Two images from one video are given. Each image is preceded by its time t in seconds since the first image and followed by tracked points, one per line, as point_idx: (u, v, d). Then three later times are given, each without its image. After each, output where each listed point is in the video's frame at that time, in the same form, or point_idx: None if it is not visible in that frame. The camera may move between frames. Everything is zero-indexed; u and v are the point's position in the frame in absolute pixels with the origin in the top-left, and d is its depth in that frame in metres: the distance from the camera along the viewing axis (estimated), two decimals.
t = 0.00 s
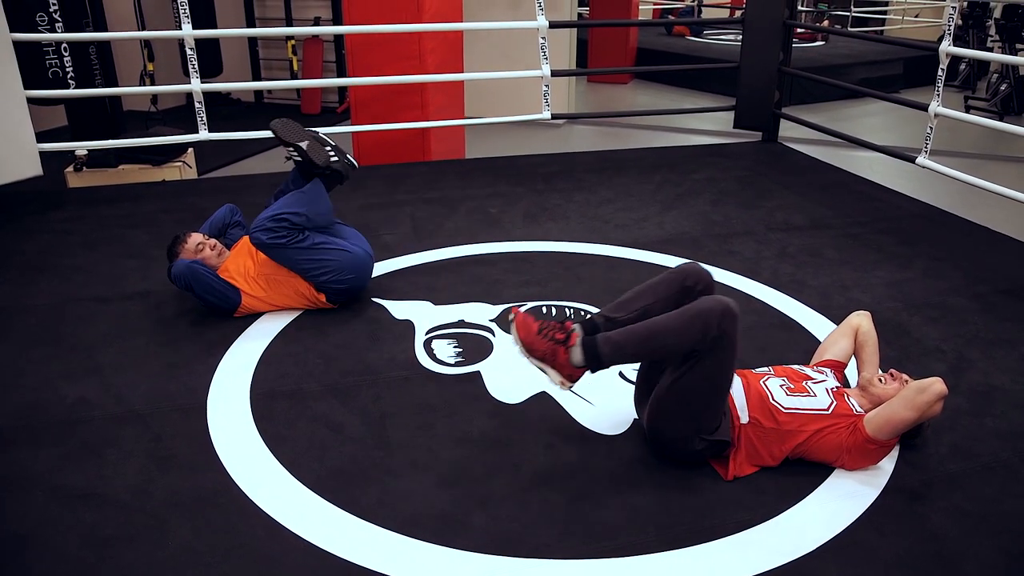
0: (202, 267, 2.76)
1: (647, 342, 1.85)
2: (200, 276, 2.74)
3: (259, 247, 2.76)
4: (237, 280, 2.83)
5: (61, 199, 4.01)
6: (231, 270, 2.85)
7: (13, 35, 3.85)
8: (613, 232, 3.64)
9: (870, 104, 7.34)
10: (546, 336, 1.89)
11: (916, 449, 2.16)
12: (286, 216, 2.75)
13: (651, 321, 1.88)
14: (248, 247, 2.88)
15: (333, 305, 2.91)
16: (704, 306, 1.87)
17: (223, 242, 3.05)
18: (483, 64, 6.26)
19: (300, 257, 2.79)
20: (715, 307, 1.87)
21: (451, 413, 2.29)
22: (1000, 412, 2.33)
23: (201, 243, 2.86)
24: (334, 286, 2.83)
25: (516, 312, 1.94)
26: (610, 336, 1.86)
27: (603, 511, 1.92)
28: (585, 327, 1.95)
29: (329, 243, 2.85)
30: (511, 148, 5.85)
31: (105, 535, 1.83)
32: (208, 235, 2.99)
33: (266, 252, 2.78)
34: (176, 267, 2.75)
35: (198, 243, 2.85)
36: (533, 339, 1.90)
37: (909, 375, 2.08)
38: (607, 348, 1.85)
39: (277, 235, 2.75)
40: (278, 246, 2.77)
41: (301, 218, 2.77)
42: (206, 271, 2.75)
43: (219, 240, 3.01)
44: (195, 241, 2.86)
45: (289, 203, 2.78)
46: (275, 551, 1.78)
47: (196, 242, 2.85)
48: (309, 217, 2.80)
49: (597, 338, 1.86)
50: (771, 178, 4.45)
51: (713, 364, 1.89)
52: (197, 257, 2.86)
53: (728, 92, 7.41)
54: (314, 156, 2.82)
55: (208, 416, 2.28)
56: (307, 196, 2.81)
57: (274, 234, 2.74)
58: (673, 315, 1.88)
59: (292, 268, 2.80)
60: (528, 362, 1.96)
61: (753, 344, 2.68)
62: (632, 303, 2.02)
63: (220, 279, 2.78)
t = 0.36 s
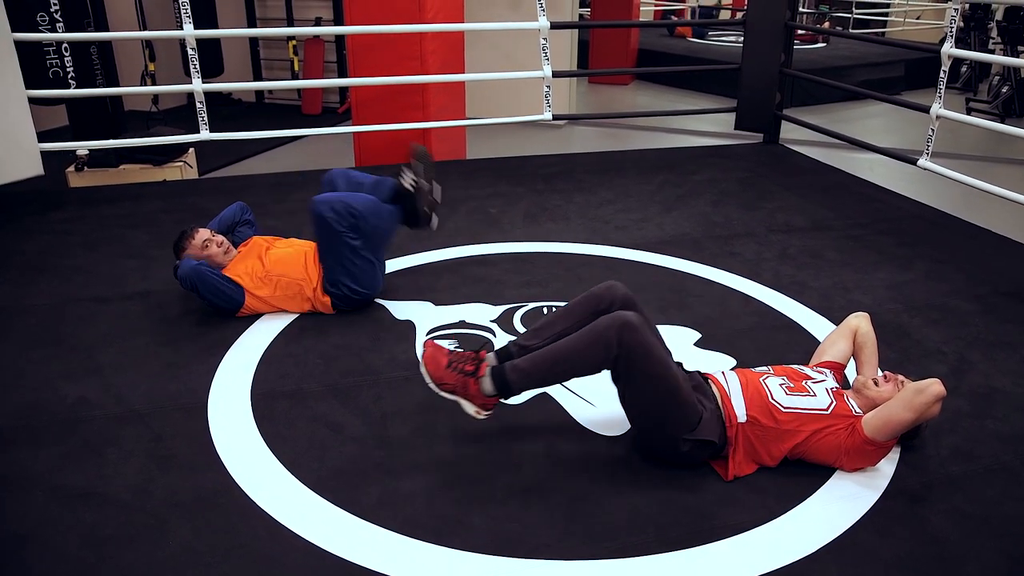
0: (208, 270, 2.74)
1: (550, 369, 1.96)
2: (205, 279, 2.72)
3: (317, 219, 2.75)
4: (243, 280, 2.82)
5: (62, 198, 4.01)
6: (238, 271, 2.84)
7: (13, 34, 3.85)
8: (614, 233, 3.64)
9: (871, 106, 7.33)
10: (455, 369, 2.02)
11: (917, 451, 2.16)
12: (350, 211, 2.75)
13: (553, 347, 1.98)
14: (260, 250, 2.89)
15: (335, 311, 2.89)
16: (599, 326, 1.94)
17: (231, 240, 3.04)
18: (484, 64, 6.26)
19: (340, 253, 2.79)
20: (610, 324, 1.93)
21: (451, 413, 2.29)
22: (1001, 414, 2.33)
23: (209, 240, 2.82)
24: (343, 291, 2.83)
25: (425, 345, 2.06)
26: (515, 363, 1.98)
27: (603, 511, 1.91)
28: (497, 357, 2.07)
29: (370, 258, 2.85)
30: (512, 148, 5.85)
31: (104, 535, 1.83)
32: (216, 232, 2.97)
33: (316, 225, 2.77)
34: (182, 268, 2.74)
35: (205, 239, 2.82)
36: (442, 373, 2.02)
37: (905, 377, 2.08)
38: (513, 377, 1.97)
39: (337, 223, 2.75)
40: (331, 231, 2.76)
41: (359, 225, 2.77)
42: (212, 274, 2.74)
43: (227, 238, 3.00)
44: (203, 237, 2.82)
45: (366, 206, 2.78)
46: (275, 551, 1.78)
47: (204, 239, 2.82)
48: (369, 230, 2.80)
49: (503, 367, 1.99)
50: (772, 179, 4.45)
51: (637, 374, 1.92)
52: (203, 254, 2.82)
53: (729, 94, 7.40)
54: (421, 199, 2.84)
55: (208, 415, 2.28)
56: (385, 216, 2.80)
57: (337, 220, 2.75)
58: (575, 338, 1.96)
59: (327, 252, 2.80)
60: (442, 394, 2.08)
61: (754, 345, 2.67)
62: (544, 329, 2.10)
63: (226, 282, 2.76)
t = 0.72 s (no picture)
0: (209, 286, 2.73)
1: (494, 393, 2.03)
2: (207, 296, 2.73)
3: (403, 214, 2.82)
4: (252, 281, 2.83)
5: (63, 198, 4.01)
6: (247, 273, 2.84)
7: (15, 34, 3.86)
8: (614, 235, 3.65)
9: (871, 109, 7.35)
10: (400, 379, 2.07)
11: (916, 454, 2.17)
12: (433, 227, 2.87)
13: (498, 373, 2.05)
14: (275, 251, 2.91)
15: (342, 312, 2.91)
16: (544, 358, 2.01)
17: (242, 239, 3.04)
18: (485, 66, 6.26)
19: (400, 255, 2.85)
20: (555, 355, 2.00)
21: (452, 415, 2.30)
22: (1000, 418, 2.34)
23: (217, 241, 2.79)
24: (371, 291, 2.85)
25: (376, 352, 2.11)
26: (461, 383, 2.06)
27: (603, 514, 1.92)
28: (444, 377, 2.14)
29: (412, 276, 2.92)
30: (513, 150, 5.86)
31: (105, 536, 1.83)
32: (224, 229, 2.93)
33: (398, 216, 2.84)
34: (182, 286, 2.73)
35: (212, 241, 2.78)
36: (388, 381, 2.07)
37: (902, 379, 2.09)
38: (458, 397, 2.05)
39: (417, 229, 2.85)
40: (406, 230, 2.84)
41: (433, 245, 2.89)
42: (213, 290, 2.74)
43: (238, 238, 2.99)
44: (210, 238, 2.78)
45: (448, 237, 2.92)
46: (276, 553, 1.79)
47: (211, 240, 2.78)
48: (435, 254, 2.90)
49: (449, 386, 2.06)
50: (773, 182, 4.46)
51: (588, 395, 1.98)
52: (212, 254, 2.79)
53: (730, 96, 7.41)
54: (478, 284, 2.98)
55: (209, 417, 2.29)
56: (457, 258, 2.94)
57: (419, 228, 2.85)
58: (520, 368, 2.04)
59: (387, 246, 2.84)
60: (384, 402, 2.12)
61: (753, 348, 2.68)
62: (493, 360, 2.16)
63: (229, 293, 2.76)
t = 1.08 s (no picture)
0: (197, 284, 2.74)
1: (493, 391, 2.04)
2: (195, 293, 2.72)
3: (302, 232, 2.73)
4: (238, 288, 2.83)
5: (53, 206, 3.99)
6: (232, 281, 2.85)
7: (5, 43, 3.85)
8: (605, 243, 3.66)
9: (861, 117, 7.39)
10: (401, 379, 2.10)
11: (906, 461, 2.17)
12: (336, 216, 2.73)
13: (497, 371, 2.06)
14: (258, 259, 2.89)
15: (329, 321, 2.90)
16: (545, 356, 2.02)
17: (227, 249, 3.04)
18: (477, 73, 6.28)
19: (331, 259, 2.78)
20: (555, 353, 2.01)
21: (443, 424, 2.29)
22: (989, 423, 2.35)
23: (200, 252, 2.84)
24: (340, 296, 2.83)
25: (377, 353, 2.15)
26: (461, 382, 2.06)
27: (594, 522, 1.92)
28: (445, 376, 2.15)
29: (361, 258, 2.84)
30: (505, 158, 5.87)
31: (94, 547, 1.82)
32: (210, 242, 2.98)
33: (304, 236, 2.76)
34: (171, 284, 2.73)
35: (196, 252, 2.84)
36: (389, 382, 2.10)
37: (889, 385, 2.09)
38: (458, 396, 2.05)
39: (324, 229, 2.73)
40: (318, 239, 2.75)
41: (350, 226, 2.75)
42: (202, 288, 2.73)
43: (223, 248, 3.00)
44: (194, 250, 2.84)
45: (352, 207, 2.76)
46: (266, 563, 1.78)
47: (195, 251, 2.83)
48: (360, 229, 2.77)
49: (449, 385, 2.07)
50: (763, 190, 4.48)
51: (584, 394, 1.99)
52: (195, 266, 2.84)
53: (721, 104, 7.45)
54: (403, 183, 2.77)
55: (199, 426, 2.28)
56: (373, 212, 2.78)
57: (324, 227, 2.72)
58: (519, 366, 2.04)
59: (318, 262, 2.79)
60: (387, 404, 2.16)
61: (744, 355, 2.68)
62: (492, 359, 2.14)
63: (218, 294, 2.76)
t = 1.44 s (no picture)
0: (180, 284, 2.73)
1: (578, 358, 1.90)
2: (177, 293, 2.71)
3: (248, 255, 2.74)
4: (218, 293, 2.82)
5: (38, 209, 3.96)
6: (212, 284, 2.84)
7: None
8: (594, 248, 3.66)
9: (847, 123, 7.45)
10: (479, 352, 1.94)
11: (892, 466, 2.18)
12: (276, 229, 2.73)
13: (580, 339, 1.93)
14: (236, 261, 2.88)
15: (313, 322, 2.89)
16: (634, 324, 1.91)
17: (208, 255, 3.05)
18: (466, 79, 6.28)
19: (288, 272, 2.77)
20: (645, 324, 1.91)
21: (432, 430, 2.28)
22: (974, 429, 2.36)
23: (181, 257, 2.86)
24: (316, 303, 2.82)
25: (450, 325, 1.97)
26: (543, 353, 1.92)
27: (583, 528, 1.92)
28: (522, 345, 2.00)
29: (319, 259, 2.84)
30: (493, 163, 5.87)
31: (77, 554, 1.80)
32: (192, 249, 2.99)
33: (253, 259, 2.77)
34: (153, 285, 2.74)
35: (177, 257, 2.86)
36: (467, 355, 1.94)
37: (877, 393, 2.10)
38: (540, 366, 1.90)
39: (270, 245, 2.73)
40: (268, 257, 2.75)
41: (296, 232, 2.76)
42: (183, 288, 2.73)
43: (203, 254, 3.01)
44: (175, 255, 2.87)
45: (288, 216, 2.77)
46: (251, 570, 1.76)
47: (176, 256, 2.86)
48: (306, 234, 2.78)
49: (530, 355, 1.92)
50: (751, 196, 4.50)
51: (654, 377, 1.91)
52: (176, 271, 2.86)
53: (708, 110, 7.49)
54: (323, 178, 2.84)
55: (185, 432, 2.26)
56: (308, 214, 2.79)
57: (268, 244, 2.73)
58: (605, 333, 1.92)
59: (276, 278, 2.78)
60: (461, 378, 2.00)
61: (732, 361, 2.69)
62: (572, 321, 2.05)
63: (200, 296, 2.75)
